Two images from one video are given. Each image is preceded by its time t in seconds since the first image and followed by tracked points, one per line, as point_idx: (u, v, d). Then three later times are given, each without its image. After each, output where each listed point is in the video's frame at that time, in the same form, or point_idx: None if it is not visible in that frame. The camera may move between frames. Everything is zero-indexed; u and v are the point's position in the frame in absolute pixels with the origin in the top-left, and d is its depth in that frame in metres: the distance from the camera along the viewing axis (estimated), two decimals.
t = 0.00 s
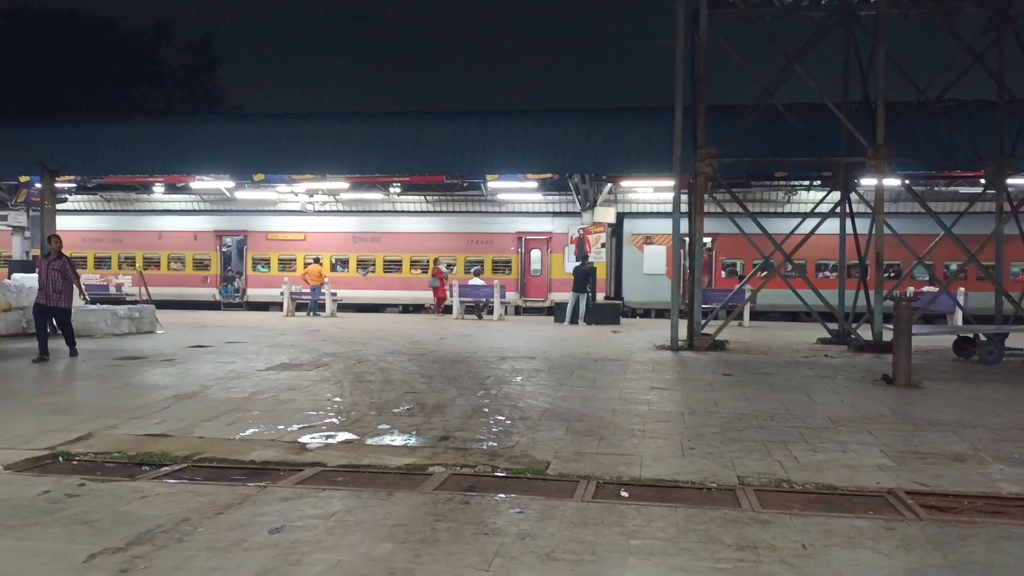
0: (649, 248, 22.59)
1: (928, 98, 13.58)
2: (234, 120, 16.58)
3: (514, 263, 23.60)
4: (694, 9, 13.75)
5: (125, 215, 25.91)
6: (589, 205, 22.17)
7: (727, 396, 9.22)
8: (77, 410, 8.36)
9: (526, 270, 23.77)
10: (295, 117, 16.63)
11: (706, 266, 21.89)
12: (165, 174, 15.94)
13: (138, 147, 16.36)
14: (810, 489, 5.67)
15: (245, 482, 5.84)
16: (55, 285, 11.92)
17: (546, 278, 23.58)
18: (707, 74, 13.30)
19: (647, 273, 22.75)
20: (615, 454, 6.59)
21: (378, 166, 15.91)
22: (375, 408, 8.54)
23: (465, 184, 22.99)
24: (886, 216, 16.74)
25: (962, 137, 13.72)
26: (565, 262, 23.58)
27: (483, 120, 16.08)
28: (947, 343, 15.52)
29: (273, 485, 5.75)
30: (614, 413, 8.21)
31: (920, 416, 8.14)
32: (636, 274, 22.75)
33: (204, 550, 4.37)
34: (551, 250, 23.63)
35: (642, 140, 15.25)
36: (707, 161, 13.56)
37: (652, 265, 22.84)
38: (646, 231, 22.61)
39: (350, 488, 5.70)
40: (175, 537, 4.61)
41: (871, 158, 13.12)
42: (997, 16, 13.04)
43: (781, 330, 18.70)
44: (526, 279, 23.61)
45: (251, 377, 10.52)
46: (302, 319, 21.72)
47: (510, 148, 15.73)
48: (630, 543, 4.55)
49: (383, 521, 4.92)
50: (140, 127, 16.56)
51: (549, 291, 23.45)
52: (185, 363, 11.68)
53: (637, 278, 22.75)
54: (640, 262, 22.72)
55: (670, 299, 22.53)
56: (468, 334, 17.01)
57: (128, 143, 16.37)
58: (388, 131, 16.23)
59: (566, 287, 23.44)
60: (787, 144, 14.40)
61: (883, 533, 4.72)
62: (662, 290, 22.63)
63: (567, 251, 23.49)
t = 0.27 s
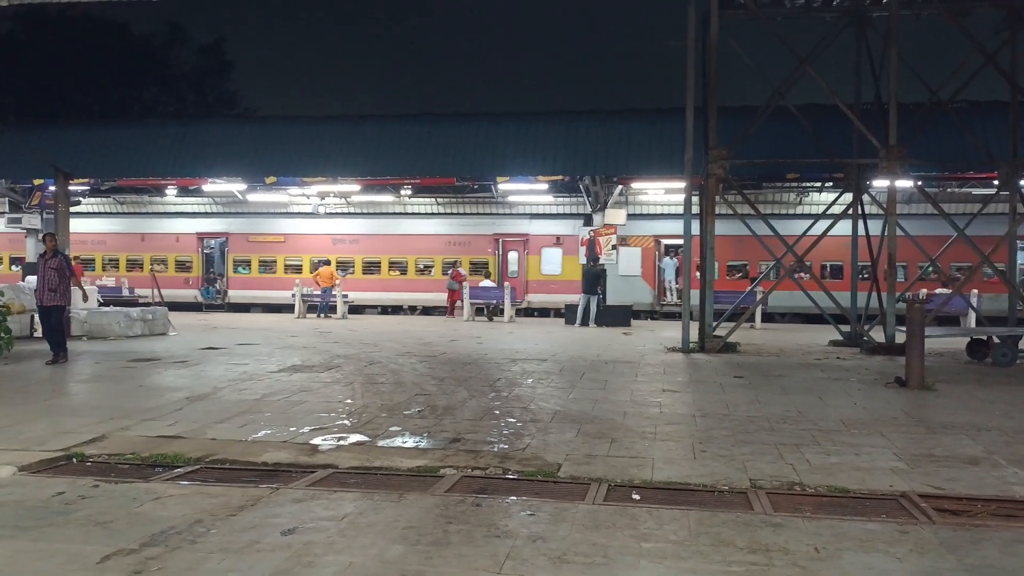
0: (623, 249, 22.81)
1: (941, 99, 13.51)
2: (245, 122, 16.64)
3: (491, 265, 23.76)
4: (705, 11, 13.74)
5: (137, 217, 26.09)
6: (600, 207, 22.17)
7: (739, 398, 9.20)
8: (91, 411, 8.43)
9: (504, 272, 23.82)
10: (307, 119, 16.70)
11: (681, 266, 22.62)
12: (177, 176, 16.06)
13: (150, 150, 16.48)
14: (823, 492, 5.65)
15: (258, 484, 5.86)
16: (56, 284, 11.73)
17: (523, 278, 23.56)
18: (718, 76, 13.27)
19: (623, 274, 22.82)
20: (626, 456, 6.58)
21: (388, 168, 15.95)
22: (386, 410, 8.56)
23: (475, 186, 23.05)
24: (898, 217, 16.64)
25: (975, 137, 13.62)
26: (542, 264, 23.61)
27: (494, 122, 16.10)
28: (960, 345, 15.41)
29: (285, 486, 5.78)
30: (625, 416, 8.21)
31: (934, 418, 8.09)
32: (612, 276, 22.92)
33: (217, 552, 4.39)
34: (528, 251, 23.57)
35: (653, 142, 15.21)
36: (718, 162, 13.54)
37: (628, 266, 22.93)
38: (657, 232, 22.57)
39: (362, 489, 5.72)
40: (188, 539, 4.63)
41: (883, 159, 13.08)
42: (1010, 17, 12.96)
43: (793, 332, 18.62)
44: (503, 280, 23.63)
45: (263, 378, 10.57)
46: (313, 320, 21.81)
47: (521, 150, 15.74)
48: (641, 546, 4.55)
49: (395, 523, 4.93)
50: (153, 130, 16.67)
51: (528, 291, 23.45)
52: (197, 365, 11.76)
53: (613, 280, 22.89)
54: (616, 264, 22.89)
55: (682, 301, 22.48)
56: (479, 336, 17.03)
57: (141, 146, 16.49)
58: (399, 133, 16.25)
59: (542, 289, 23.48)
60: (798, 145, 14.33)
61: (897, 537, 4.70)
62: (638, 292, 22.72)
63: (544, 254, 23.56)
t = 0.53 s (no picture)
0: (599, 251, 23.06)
1: (953, 99, 13.43)
2: (256, 124, 16.71)
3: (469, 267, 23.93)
4: (715, 12, 13.71)
5: (149, 219, 26.28)
6: (610, 209, 22.16)
7: (750, 401, 9.17)
8: (103, 413, 8.48)
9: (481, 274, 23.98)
10: (318, 121, 16.75)
11: (654, 268, 22.71)
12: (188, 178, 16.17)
13: (162, 152, 16.60)
14: (835, 495, 5.62)
15: (269, 485, 5.88)
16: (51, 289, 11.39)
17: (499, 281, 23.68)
18: (728, 77, 13.26)
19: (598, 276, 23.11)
20: (637, 458, 6.57)
21: (398, 170, 15.99)
22: (396, 412, 8.58)
23: (486, 188, 23.09)
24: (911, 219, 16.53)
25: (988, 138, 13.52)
26: (518, 266, 23.66)
27: (504, 124, 16.10)
28: (973, 347, 15.29)
29: (296, 488, 5.79)
30: (636, 418, 8.19)
31: (947, 421, 8.03)
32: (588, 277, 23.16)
33: (229, 553, 4.41)
34: (504, 253, 23.65)
35: (663, 143, 15.19)
36: (729, 164, 13.53)
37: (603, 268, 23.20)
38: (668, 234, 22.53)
39: (372, 491, 5.73)
40: (200, 540, 4.65)
41: (895, 161, 13.03)
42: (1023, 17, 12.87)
43: (804, 334, 18.55)
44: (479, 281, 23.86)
45: (273, 380, 10.61)
46: (324, 322, 21.87)
47: (531, 152, 15.75)
48: (652, 548, 4.54)
49: (405, 524, 4.94)
50: (164, 133, 16.75)
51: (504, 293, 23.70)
52: (209, 366, 11.83)
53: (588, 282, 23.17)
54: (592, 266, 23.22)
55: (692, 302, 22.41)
56: (489, 338, 17.03)
57: (153, 149, 16.60)
58: (409, 135, 16.28)
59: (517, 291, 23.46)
60: (809, 146, 14.27)
61: (909, 540, 4.67)
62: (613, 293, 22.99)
63: (521, 255, 23.65)
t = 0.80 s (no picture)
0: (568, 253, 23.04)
1: (959, 100, 13.39)
2: (262, 126, 16.73)
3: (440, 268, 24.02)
4: (721, 14, 13.71)
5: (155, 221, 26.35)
6: (616, 210, 22.16)
7: (756, 403, 9.14)
8: (109, 414, 8.51)
9: (453, 275, 24.12)
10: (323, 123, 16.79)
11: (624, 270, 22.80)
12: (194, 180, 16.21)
13: (168, 154, 16.64)
14: (841, 496, 5.61)
15: (275, 487, 5.89)
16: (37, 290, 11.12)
17: (472, 282, 23.85)
18: (734, 78, 13.24)
19: (569, 278, 23.19)
20: (644, 460, 6.56)
21: (404, 172, 16.01)
22: (402, 414, 8.59)
23: (491, 189, 23.12)
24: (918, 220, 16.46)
25: (996, 139, 13.46)
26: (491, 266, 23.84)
27: (510, 126, 16.10)
28: (981, 348, 15.23)
29: (302, 490, 5.81)
30: (642, 420, 8.18)
31: (954, 423, 8.00)
32: (558, 278, 23.24)
33: (235, 555, 4.43)
34: (477, 254, 23.82)
35: (670, 144, 15.18)
36: (734, 165, 13.55)
37: (573, 268, 23.26)
38: (673, 236, 22.50)
39: (378, 493, 5.74)
40: (207, 541, 4.67)
41: (901, 162, 13.04)
42: None
43: (811, 335, 18.50)
44: (452, 282, 23.97)
45: (279, 382, 10.63)
46: (330, 324, 21.91)
47: (536, 154, 15.76)
48: (658, 550, 4.53)
49: (411, 526, 4.95)
50: (170, 135, 16.79)
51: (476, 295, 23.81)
52: (215, 368, 11.86)
53: (559, 283, 23.20)
54: (561, 267, 23.19)
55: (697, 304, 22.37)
56: (494, 339, 17.04)
57: (159, 151, 16.64)
58: (415, 137, 16.28)
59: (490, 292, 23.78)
60: (815, 147, 14.23)
61: (917, 542, 4.65)
62: (585, 294, 23.04)
63: (493, 257, 23.80)
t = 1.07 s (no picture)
0: (538, 253, 23.25)
1: (963, 100, 13.36)
2: (265, 127, 16.74)
3: (411, 268, 24.13)
4: (724, 14, 13.70)
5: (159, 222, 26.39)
6: (619, 211, 22.13)
7: (761, 403, 9.13)
8: (113, 415, 8.53)
9: (424, 275, 24.28)
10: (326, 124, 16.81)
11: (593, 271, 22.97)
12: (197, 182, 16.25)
13: (172, 155, 16.66)
14: (846, 497, 5.60)
15: (279, 488, 5.90)
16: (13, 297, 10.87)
17: (443, 283, 24.01)
18: (737, 79, 13.22)
19: (538, 277, 23.41)
20: (648, 461, 6.56)
21: (407, 173, 16.02)
22: (406, 415, 8.59)
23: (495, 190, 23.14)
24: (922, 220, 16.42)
25: (1000, 139, 13.42)
26: (461, 267, 24.01)
27: (513, 127, 16.10)
28: (985, 348, 15.20)
29: (306, 490, 5.82)
30: (646, 420, 8.17)
31: (958, 423, 7.99)
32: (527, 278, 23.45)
33: (240, 555, 4.43)
34: (448, 254, 23.98)
35: (673, 145, 15.17)
36: (738, 165, 13.55)
37: (542, 268, 23.48)
38: (676, 236, 22.49)
39: (382, 493, 5.75)
40: (211, 542, 4.68)
41: (905, 162, 13.03)
42: None
43: (815, 335, 18.48)
44: (423, 283, 24.13)
45: (283, 383, 10.64)
46: (333, 325, 21.92)
47: (539, 155, 15.76)
48: (663, 551, 4.53)
49: (415, 527, 4.95)
50: (174, 136, 16.82)
51: (445, 294, 23.91)
52: (218, 369, 11.88)
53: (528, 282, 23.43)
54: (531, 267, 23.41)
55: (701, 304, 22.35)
56: (498, 340, 17.06)
57: (162, 152, 16.66)
58: (418, 137, 16.28)
59: (461, 291, 23.89)
60: (818, 147, 14.18)
61: (921, 542, 4.65)
62: (552, 295, 23.34)
63: (463, 258, 23.92)
